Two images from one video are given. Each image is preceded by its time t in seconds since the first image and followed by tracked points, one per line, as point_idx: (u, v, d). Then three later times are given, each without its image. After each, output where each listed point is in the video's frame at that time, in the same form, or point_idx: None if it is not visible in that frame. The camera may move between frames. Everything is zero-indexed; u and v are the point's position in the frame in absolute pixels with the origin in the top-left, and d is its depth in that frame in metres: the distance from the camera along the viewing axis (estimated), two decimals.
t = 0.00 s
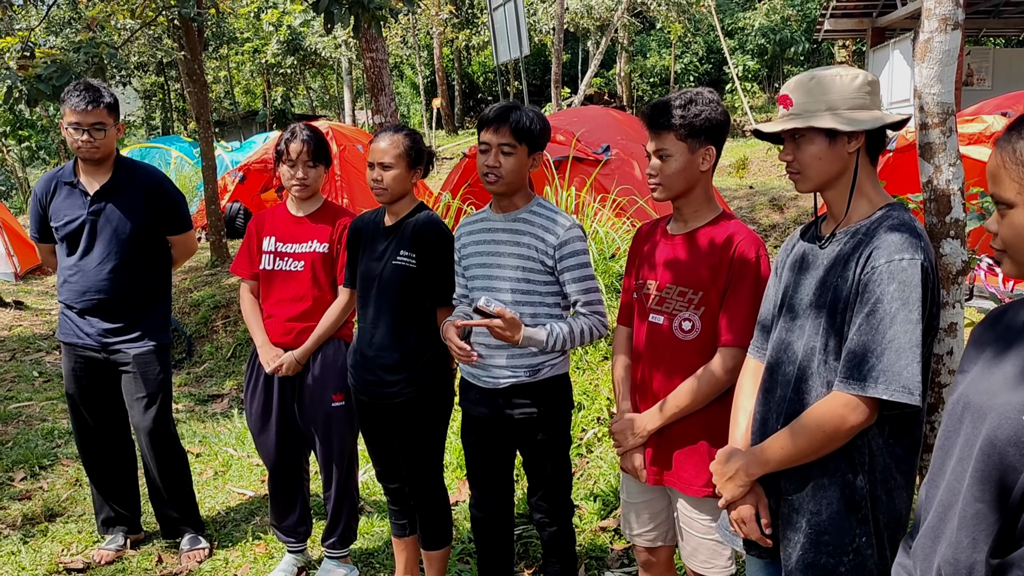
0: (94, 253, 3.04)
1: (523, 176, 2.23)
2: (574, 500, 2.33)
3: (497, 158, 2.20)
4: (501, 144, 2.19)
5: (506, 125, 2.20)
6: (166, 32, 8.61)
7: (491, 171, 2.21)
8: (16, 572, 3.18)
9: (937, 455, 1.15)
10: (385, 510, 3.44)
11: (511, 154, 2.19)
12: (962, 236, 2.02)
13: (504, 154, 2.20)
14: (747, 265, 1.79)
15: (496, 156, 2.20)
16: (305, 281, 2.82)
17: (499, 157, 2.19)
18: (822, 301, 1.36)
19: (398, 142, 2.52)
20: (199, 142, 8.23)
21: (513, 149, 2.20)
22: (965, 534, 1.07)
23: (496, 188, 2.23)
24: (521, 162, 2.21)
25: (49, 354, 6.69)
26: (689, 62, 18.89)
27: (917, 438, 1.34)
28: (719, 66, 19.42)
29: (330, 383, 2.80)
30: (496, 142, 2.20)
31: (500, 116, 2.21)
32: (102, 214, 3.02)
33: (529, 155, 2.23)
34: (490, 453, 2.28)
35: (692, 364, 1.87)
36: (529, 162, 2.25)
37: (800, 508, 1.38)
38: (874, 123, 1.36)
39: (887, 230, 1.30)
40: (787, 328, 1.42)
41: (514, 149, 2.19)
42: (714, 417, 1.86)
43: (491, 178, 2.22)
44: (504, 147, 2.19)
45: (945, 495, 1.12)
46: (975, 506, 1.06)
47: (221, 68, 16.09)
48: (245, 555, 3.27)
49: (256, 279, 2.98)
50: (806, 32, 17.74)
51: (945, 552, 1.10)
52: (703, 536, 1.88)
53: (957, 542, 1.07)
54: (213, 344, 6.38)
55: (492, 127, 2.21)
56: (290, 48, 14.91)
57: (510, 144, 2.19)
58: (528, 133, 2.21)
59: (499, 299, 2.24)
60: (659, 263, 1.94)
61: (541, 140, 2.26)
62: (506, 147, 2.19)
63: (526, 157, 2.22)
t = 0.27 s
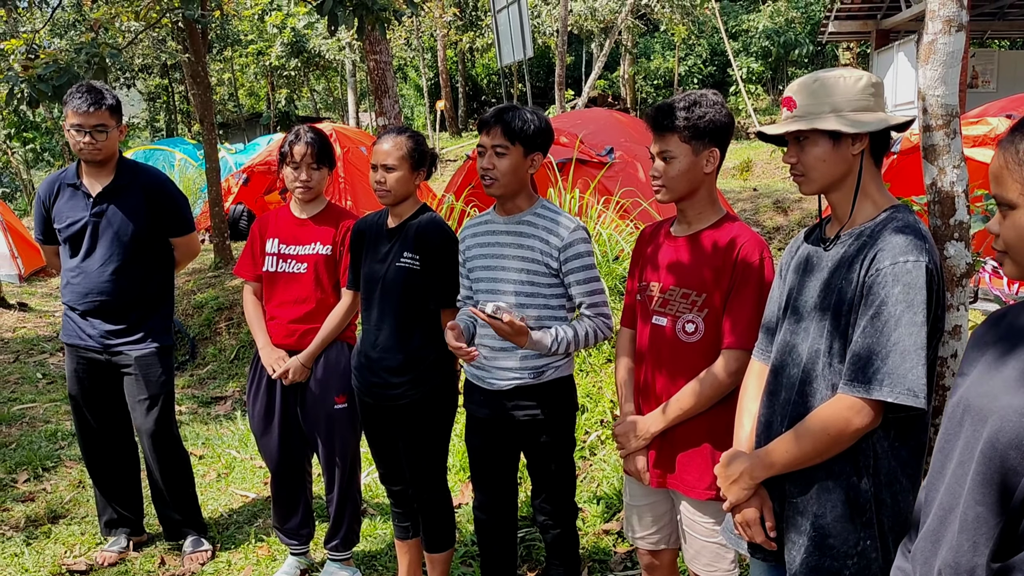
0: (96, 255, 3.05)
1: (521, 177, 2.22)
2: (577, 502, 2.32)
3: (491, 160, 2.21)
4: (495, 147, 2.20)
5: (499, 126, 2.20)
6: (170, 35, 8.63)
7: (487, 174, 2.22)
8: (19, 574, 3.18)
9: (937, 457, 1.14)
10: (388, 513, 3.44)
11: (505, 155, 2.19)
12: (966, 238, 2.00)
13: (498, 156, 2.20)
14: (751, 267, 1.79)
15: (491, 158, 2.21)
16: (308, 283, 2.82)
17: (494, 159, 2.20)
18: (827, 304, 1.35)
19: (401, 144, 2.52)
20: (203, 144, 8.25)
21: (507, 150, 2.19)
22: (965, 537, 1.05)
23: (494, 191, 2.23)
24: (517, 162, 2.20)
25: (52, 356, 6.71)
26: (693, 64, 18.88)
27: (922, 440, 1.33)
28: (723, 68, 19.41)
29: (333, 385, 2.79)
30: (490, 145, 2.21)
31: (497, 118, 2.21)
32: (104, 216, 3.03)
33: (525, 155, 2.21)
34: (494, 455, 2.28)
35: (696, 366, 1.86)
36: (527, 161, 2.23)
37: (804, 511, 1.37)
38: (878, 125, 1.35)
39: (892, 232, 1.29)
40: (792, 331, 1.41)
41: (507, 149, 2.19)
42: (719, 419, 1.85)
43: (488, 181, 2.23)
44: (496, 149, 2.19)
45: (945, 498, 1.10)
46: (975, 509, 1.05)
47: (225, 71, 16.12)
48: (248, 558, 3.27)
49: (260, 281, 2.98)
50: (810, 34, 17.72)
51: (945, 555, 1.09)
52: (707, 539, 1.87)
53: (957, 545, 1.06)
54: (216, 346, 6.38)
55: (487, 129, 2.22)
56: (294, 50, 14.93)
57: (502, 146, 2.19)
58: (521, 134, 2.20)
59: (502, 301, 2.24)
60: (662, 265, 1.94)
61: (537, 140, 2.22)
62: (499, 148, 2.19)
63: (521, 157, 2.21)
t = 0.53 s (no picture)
0: (100, 256, 3.05)
1: (522, 179, 2.22)
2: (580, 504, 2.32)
3: (493, 161, 2.21)
4: (495, 149, 2.19)
5: (499, 128, 2.19)
6: (175, 37, 8.65)
7: (488, 176, 2.22)
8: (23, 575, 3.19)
9: (938, 458, 1.13)
10: (392, 515, 3.44)
11: (506, 157, 2.18)
12: (971, 239, 1.99)
13: (499, 158, 2.20)
14: (755, 268, 1.78)
15: (491, 161, 2.20)
16: (312, 284, 2.82)
17: (494, 161, 2.19)
18: (831, 305, 1.34)
19: (405, 145, 2.51)
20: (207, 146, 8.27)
21: (507, 152, 2.18)
22: (967, 538, 1.04)
23: (496, 193, 2.23)
24: (518, 163, 2.19)
25: (57, 357, 6.72)
26: (698, 66, 18.88)
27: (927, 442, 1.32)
28: (728, 70, 19.40)
29: (336, 386, 2.79)
30: (490, 147, 2.20)
31: (497, 120, 2.21)
32: (107, 217, 3.03)
33: (526, 156, 2.20)
34: (498, 457, 2.28)
35: (700, 369, 1.85)
36: (528, 163, 2.22)
37: (809, 513, 1.36)
38: (882, 126, 1.35)
39: (897, 233, 1.28)
40: (796, 333, 1.41)
41: (508, 151, 2.18)
42: (722, 421, 1.85)
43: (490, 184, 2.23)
44: (497, 151, 2.19)
45: (946, 499, 1.09)
46: (977, 510, 1.04)
47: (230, 73, 16.15)
48: (252, 559, 3.27)
49: (264, 282, 2.98)
50: (815, 35, 17.69)
51: (946, 556, 1.07)
52: (711, 542, 1.87)
53: (960, 546, 1.05)
54: (220, 347, 6.39)
55: (487, 131, 2.22)
56: (298, 51, 14.97)
57: (503, 148, 2.18)
58: (522, 134, 2.19)
59: (506, 302, 2.23)
60: (665, 266, 1.93)
61: (537, 141, 2.22)
62: (500, 150, 2.19)
63: (522, 158, 2.20)
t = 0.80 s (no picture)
0: (104, 257, 3.05)
1: (525, 180, 2.21)
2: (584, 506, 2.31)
3: (495, 162, 2.20)
4: (498, 150, 2.18)
5: (502, 129, 2.19)
6: (180, 38, 8.67)
7: (491, 178, 2.21)
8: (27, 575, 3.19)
9: (938, 458, 1.11)
10: (396, 516, 3.43)
11: (508, 157, 2.18)
12: (977, 240, 1.98)
13: (501, 159, 2.19)
14: (760, 268, 1.77)
15: (494, 161, 2.20)
16: (316, 285, 2.82)
17: (497, 162, 2.19)
18: (836, 306, 1.34)
19: (409, 146, 2.51)
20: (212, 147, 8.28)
21: (510, 153, 2.18)
22: (967, 538, 1.03)
23: (499, 194, 2.23)
24: (520, 164, 2.19)
25: (62, 358, 6.74)
26: (703, 67, 18.87)
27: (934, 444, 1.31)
28: (733, 71, 19.39)
29: (340, 387, 2.79)
30: (493, 148, 2.20)
31: (500, 121, 2.21)
32: (112, 218, 3.03)
33: (529, 157, 2.20)
34: (501, 458, 2.27)
35: (703, 370, 1.85)
36: (531, 163, 2.22)
37: (814, 514, 1.35)
38: (888, 125, 1.34)
39: (903, 234, 1.27)
40: (802, 334, 1.40)
41: (511, 152, 2.18)
42: (726, 422, 1.84)
43: (493, 185, 2.23)
44: (500, 152, 2.18)
45: (946, 499, 1.08)
46: (977, 510, 1.02)
47: (235, 74, 16.20)
48: (256, 560, 3.27)
49: (268, 283, 2.99)
50: (820, 36, 17.66)
51: (945, 557, 1.06)
52: (715, 543, 1.86)
53: (959, 546, 1.03)
54: (224, 348, 6.40)
55: (490, 132, 2.21)
56: (303, 53, 15.00)
57: (506, 148, 2.18)
58: (524, 135, 2.19)
59: (509, 303, 2.23)
60: (669, 267, 1.93)
61: (539, 142, 2.21)
62: (503, 151, 2.18)
63: (525, 159, 2.20)
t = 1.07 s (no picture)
0: (110, 258, 3.06)
1: (528, 181, 2.21)
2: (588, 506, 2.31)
3: (499, 163, 2.20)
4: (501, 151, 2.18)
5: (504, 130, 2.18)
6: (185, 39, 8.69)
7: (495, 179, 2.21)
8: None
9: (938, 458, 1.11)
10: (400, 516, 3.43)
11: (512, 158, 2.17)
12: (982, 240, 1.96)
13: (505, 160, 2.19)
14: (764, 268, 1.76)
15: (498, 162, 2.20)
16: (321, 285, 2.82)
17: (501, 163, 2.19)
18: (841, 306, 1.33)
19: (412, 147, 2.51)
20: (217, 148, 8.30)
21: (514, 154, 2.17)
22: (964, 538, 1.02)
23: (503, 195, 2.22)
24: (523, 165, 2.18)
25: (67, 359, 6.76)
26: (708, 67, 18.85)
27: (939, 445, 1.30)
28: (738, 71, 19.37)
29: (345, 388, 2.79)
30: (496, 149, 2.19)
31: (503, 121, 2.20)
32: (117, 219, 3.04)
33: (532, 158, 2.20)
34: (505, 459, 2.27)
35: (707, 370, 1.84)
36: (534, 164, 2.21)
37: (820, 515, 1.34)
38: (894, 125, 1.33)
39: (908, 234, 1.27)
40: (806, 334, 1.39)
41: (514, 153, 2.17)
42: (730, 423, 1.83)
43: (496, 186, 2.22)
44: (503, 153, 2.18)
45: (945, 499, 1.07)
46: (975, 510, 1.02)
47: (240, 76, 16.24)
48: (260, 561, 3.27)
49: (272, 284, 2.99)
50: (825, 36, 17.63)
51: (943, 557, 1.05)
52: (719, 545, 1.85)
53: (956, 546, 1.03)
54: (229, 349, 6.41)
55: (493, 134, 2.21)
56: (308, 54, 15.03)
57: (509, 150, 2.17)
58: (527, 136, 2.19)
59: (512, 303, 2.23)
60: (673, 267, 1.92)
61: (541, 143, 2.21)
62: (506, 152, 2.18)
63: (528, 160, 2.19)
